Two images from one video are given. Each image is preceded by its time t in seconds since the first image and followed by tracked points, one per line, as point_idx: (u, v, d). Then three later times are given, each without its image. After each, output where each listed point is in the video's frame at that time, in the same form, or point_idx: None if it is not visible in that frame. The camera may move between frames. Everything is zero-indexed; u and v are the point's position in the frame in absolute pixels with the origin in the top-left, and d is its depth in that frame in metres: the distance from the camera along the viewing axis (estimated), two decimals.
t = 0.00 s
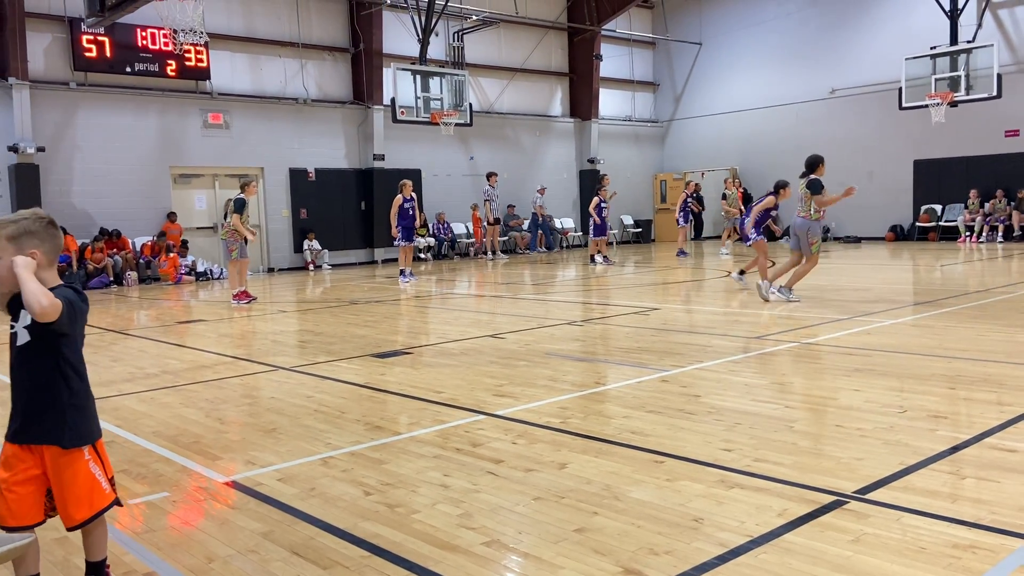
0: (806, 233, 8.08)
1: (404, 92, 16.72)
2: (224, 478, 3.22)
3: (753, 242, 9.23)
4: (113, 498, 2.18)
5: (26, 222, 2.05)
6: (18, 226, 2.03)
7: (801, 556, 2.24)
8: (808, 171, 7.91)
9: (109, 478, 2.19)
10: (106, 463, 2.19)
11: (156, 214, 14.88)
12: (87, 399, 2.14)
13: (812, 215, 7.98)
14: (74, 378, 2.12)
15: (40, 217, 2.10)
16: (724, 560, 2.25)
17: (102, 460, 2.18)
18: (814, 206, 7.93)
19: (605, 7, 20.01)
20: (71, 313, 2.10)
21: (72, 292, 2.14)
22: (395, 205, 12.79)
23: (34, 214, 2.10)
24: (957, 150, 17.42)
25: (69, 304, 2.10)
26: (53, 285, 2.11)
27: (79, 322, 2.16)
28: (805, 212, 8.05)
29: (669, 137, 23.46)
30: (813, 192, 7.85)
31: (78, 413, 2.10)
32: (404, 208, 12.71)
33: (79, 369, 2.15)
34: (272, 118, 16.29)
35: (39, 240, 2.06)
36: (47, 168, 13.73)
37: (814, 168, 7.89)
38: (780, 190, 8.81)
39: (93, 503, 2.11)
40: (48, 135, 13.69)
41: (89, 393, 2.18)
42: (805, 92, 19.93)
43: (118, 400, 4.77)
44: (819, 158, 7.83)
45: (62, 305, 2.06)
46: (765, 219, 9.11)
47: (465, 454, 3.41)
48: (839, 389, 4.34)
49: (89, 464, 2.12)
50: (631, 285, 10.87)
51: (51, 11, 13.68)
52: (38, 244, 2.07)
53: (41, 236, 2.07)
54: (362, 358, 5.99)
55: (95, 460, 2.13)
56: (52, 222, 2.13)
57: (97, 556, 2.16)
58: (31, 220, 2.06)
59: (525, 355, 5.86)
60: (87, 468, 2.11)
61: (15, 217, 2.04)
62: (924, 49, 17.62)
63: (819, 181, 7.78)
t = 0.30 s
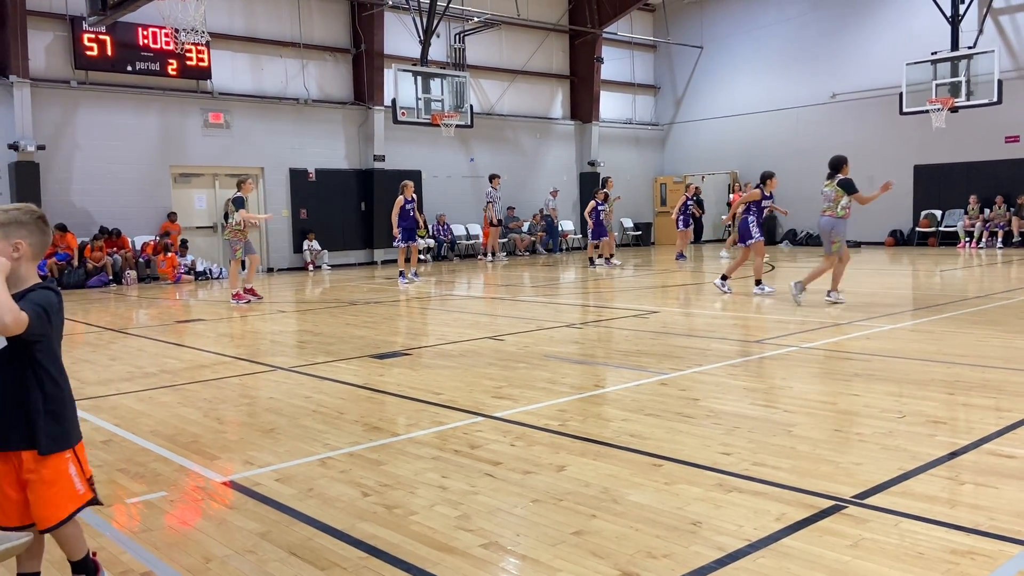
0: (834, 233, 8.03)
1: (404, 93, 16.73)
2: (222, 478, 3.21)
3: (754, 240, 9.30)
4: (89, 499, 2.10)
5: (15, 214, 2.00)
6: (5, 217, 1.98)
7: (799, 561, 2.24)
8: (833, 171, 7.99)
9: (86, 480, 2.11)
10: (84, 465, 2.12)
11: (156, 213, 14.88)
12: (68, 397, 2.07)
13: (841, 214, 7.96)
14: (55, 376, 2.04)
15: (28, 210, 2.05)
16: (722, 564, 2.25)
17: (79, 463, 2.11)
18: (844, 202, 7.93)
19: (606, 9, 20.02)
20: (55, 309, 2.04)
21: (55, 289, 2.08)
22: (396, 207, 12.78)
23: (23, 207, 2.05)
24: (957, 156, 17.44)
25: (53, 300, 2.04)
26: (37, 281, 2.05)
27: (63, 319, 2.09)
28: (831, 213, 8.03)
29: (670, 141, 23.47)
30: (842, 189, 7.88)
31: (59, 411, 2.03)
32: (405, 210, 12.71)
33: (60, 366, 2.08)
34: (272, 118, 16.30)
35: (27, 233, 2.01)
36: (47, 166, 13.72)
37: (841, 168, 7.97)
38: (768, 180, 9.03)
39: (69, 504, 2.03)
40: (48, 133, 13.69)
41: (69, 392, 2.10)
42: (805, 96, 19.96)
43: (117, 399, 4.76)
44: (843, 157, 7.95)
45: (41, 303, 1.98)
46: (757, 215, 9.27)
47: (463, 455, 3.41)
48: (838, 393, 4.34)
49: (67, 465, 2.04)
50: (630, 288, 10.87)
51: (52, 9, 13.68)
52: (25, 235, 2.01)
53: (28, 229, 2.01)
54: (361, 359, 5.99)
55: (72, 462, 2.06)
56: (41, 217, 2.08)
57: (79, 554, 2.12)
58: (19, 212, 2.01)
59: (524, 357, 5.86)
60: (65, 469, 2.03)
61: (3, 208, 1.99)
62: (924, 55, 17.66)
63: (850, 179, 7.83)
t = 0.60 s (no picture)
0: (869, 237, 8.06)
1: (405, 95, 16.74)
2: (220, 479, 3.21)
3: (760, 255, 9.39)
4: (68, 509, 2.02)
5: (12, 213, 1.93)
6: None
7: (797, 566, 2.24)
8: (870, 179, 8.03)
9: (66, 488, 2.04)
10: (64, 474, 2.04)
11: (157, 212, 14.89)
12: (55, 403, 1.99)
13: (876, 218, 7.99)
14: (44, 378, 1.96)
15: (26, 208, 1.97)
16: (721, 569, 2.25)
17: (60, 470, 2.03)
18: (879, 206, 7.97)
19: (608, 13, 20.02)
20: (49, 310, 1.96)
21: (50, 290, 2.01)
22: (400, 210, 12.78)
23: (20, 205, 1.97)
24: (957, 162, 17.47)
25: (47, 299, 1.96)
26: (30, 278, 1.97)
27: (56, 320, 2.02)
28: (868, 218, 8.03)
29: (671, 144, 23.48)
30: (879, 194, 7.91)
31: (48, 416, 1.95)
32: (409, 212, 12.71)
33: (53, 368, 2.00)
34: (274, 118, 16.31)
35: (22, 232, 1.93)
36: (48, 165, 13.72)
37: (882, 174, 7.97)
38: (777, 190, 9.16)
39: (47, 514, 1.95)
40: (50, 132, 13.70)
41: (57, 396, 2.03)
42: (806, 101, 19.98)
43: (116, 398, 4.76)
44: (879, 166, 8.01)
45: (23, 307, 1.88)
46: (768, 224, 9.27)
47: (461, 457, 3.41)
48: (837, 399, 4.34)
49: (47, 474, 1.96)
50: (631, 292, 10.88)
51: (55, 8, 13.68)
52: (16, 237, 1.93)
53: (24, 229, 1.94)
54: (360, 360, 5.99)
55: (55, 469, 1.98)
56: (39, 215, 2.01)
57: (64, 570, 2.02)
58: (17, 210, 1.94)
59: (523, 359, 5.86)
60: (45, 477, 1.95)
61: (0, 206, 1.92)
62: (925, 61, 17.69)
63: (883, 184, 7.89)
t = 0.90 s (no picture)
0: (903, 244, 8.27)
1: (409, 98, 16.77)
2: (221, 480, 3.21)
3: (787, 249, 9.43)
4: (72, 519, 1.98)
5: (28, 213, 1.94)
6: (11, 218, 1.91)
7: (799, 572, 2.23)
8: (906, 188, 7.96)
9: (74, 497, 2.00)
10: (73, 482, 2.00)
11: (160, 213, 14.91)
12: (62, 407, 1.96)
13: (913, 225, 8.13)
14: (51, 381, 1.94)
15: (44, 209, 1.98)
16: (722, 574, 2.24)
17: (70, 478, 2.00)
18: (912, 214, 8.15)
19: (611, 18, 20.04)
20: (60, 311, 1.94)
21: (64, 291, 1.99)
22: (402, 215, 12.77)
23: (39, 206, 1.98)
24: (960, 169, 17.48)
25: (59, 301, 1.94)
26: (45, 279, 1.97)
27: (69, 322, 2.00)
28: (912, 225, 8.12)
29: (673, 149, 23.50)
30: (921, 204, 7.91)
31: (52, 421, 1.93)
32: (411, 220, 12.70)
33: (63, 372, 1.98)
34: (277, 120, 16.35)
35: (34, 233, 1.94)
36: (51, 165, 13.74)
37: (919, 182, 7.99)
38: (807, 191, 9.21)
39: (46, 522, 1.92)
40: (53, 132, 13.72)
41: (69, 401, 2.00)
42: (809, 107, 19.98)
43: (117, 398, 4.76)
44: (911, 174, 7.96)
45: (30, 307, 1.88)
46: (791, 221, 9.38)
47: (462, 460, 3.40)
48: (838, 404, 4.34)
49: (49, 480, 1.94)
50: (632, 296, 10.88)
51: (59, 8, 13.70)
52: (30, 237, 1.93)
53: (37, 229, 1.94)
54: (362, 362, 5.99)
55: (58, 476, 1.95)
56: (56, 215, 2.01)
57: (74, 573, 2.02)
58: (32, 211, 1.95)
59: (524, 363, 5.86)
60: (45, 483, 1.93)
61: (16, 207, 1.93)
62: (927, 68, 17.72)
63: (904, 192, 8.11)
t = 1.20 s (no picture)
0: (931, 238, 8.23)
1: (416, 104, 16.80)
2: (227, 483, 3.21)
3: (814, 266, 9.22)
4: (97, 522, 1.98)
5: (52, 216, 1.98)
6: (36, 221, 1.96)
7: None
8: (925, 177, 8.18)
9: (102, 500, 2.01)
10: (100, 486, 2.01)
11: (167, 218, 14.97)
12: (84, 410, 1.98)
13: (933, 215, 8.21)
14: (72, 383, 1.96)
15: (70, 213, 2.02)
16: None
17: (97, 481, 2.01)
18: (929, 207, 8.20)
19: (618, 26, 20.08)
20: (79, 311, 1.96)
21: (87, 295, 2.02)
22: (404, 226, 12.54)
23: (65, 209, 2.02)
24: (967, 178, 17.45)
25: (79, 303, 1.96)
26: (70, 281, 2.00)
27: (92, 324, 2.02)
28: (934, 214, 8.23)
29: (679, 156, 23.51)
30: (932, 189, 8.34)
31: (74, 424, 1.95)
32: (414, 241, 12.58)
33: (86, 374, 1.99)
34: (284, 125, 16.42)
35: (56, 235, 1.97)
36: (60, 169, 13.81)
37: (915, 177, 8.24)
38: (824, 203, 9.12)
39: (68, 524, 1.94)
40: (62, 136, 13.80)
41: (94, 403, 2.02)
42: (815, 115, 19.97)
43: (125, 401, 4.78)
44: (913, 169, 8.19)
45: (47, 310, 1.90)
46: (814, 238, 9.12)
47: (469, 466, 3.41)
48: (845, 412, 4.33)
49: (72, 482, 1.95)
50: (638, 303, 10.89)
51: (69, 13, 13.77)
52: (54, 239, 1.97)
53: (60, 231, 1.98)
54: (367, 367, 6.00)
55: (81, 478, 1.96)
56: (81, 218, 2.04)
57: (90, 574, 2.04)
58: (55, 213, 1.98)
59: (530, 369, 5.86)
60: (68, 484, 1.95)
61: (41, 210, 1.98)
62: (934, 76, 17.72)
63: (917, 192, 8.08)
